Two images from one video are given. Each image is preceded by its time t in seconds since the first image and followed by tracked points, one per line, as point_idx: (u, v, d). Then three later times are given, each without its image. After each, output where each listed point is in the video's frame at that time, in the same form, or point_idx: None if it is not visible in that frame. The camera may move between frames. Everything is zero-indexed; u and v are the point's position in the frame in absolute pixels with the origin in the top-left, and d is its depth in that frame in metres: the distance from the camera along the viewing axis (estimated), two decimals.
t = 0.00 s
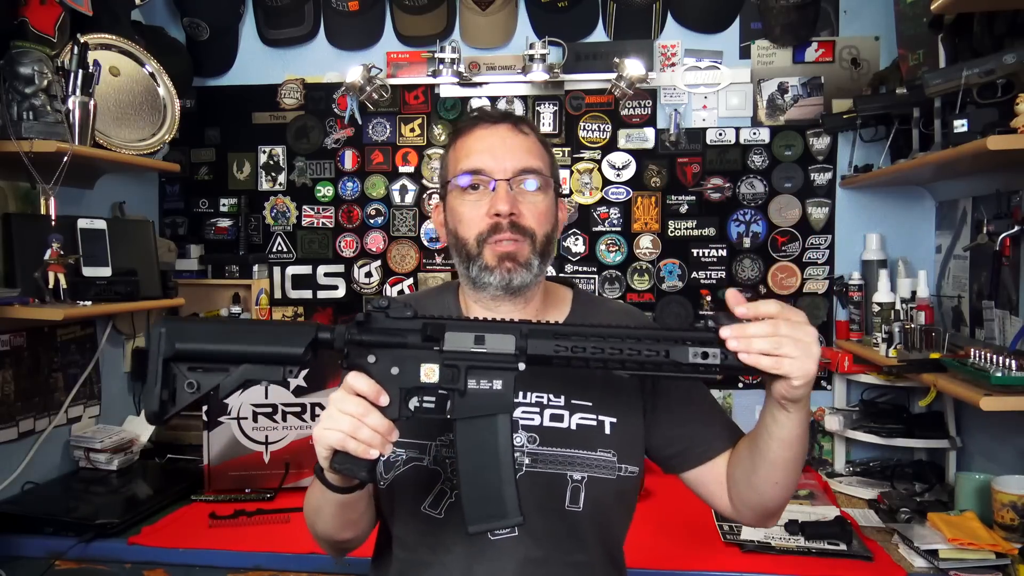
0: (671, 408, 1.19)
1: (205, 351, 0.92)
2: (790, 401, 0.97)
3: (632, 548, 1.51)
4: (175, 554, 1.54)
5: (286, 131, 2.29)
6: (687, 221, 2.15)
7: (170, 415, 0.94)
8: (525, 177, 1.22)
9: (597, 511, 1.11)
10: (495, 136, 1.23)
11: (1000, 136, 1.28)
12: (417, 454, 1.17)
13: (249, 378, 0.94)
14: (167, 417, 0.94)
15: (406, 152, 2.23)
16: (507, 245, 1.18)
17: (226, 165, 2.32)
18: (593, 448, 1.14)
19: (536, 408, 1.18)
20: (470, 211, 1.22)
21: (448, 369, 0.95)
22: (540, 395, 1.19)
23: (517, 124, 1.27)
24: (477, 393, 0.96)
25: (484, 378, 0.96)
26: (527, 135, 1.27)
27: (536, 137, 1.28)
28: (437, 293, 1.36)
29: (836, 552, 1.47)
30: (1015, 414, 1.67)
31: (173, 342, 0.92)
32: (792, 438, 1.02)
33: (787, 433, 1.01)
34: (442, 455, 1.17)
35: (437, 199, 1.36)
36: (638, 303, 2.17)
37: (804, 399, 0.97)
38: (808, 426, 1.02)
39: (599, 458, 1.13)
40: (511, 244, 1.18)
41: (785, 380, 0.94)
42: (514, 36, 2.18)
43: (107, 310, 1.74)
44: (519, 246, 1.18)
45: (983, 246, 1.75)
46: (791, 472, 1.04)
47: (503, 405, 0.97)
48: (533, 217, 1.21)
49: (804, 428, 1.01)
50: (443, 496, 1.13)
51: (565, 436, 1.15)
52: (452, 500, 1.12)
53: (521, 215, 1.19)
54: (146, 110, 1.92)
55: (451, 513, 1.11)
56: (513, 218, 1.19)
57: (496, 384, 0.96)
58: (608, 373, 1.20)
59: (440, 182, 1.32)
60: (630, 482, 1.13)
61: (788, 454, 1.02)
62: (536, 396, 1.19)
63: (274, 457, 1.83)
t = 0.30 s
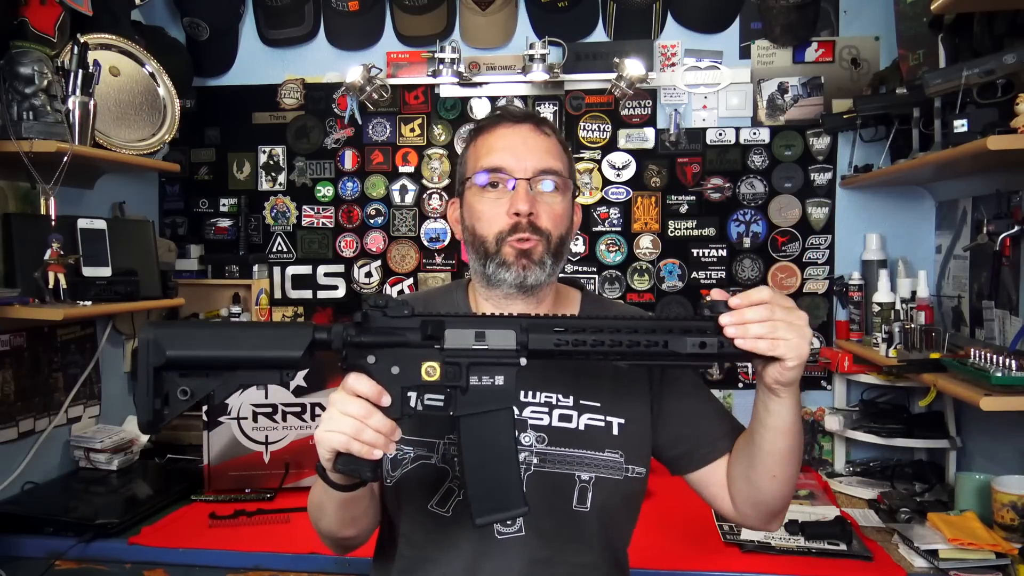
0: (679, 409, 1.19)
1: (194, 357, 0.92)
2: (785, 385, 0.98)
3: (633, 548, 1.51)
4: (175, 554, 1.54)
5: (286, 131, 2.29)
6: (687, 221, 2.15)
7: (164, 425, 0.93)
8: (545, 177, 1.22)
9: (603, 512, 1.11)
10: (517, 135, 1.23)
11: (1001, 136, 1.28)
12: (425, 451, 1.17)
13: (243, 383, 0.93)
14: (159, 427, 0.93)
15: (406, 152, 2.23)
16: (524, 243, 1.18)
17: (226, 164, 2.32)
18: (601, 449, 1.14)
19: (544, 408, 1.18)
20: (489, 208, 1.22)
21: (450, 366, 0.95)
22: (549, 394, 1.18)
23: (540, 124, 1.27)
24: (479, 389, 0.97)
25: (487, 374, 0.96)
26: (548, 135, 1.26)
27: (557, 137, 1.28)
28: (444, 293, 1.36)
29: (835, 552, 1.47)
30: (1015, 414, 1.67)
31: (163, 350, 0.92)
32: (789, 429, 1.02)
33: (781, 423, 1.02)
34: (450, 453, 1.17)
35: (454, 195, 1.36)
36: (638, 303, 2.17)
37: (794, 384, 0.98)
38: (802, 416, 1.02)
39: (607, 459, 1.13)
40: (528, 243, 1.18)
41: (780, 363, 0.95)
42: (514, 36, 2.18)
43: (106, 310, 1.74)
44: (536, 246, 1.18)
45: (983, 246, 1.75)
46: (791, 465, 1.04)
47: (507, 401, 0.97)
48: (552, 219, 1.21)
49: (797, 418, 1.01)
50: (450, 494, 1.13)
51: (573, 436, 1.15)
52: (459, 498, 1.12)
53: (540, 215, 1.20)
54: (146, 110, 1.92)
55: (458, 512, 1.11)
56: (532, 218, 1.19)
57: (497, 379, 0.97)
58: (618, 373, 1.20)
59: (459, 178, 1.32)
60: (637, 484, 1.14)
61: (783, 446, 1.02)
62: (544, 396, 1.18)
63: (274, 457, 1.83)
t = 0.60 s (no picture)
0: (674, 406, 1.20)
1: (199, 363, 0.92)
2: (791, 389, 0.97)
3: (633, 548, 1.51)
4: (175, 554, 1.54)
5: (286, 131, 2.29)
6: (687, 221, 2.15)
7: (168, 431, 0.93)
8: (537, 179, 1.21)
9: (602, 512, 1.11)
10: (508, 137, 1.22)
11: (1001, 136, 1.28)
12: (421, 452, 1.18)
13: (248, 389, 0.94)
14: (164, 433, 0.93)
15: (406, 152, 2.23)
16: (517, 246, 1.17)
17: (226, 164, 2.32)
18: (597, 447, 1.14)
19: (540, 407, 1.18)
20: (480, 211, 1.22)
21: (453, 372, 0.96)
22: (545, 394, 1.19)
23: (531, 127, 1.26)
24: (482, 394, 0.97)
25: (489, 379, 0.96)
26: (539, 137, 1.26)
27: (548, 139, 1.27)
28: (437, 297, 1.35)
29: (835, 552, 1.47)
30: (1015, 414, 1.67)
31: (168, 355, 0.92)
32: (793, 429, 1.01)
33: (785, 424, 1.01)
34: (448, 453, 1.17)
35: (448, 196, 1.36)
36: (638, 303, 2.17)
37: (801, 387, 0.98)
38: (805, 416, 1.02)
39: (603, 457, 1.13)
40: (520, 246, 1.18)
41: (787, 367, 0.94)
42: (514, 36, 2.18)
43: (107, 310, 1.74)
44: (528, 249, 1.18)
45: (983, 246, 1.75)
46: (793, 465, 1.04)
47: (508, 406, 0.97)
48: (544, 222, 1.21)
49: (801, 418, 1.01)
50: (447, 494, 1.13)
51: (569, 435, 1.15)
52: (457, 498, 1.13)
53: (531, 218, 1.19)
54: (146, 110, 1.92)
55: (457, 512, 1.11)
56: (523, 221, 1.19)
57: (501, 384, 0.97)
58: (613, 373, 1.20)
59: (451, 179, 1.32)
60: (634, 481, 1.14)
61: (786, 445, 1.02)
62: (540, 395, 1.19)
63: (274, 457, 1.83)
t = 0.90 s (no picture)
0: (668, 402, 1.19)
1: (189, 374, 0.90)
2: (789, 389, 0.98)
3: (631, 548, 1.51)
4: (175, 554, 1.54)
5: (286, 131, 2.29)
6: (687, 221, 2.15)
7: (160, 443, 0.92)
8: (488, 184, 1.20)
9: (599, 508, 1.11)
10: (457, 146, 1.22)
11: (1001, 136, 1.28)
12: (418, 450, 1.16)
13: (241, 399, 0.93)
14: (154, 445, 0.92)
15: (406, 152, 2.24)
16: (470, 253, 1.18)
17: (226, 164, 2.32)
18: (592, 444, 1.14)
19: (535, 404, 1.17)
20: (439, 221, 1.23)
21: (448, 379, 0.95)
22: (540, 390, 1.18)
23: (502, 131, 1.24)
24: (477, 401, 0.97)
25: (484, 386, 0.96)
26: (493, 139, 1.23)
27: (504, 139, 1.23)
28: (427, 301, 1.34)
29: (836, 552, 1.47)
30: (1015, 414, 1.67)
31: (154, 367, 0.90)
32: (793, 427, 1.01)
33: (786, 422, 1.01)
34: (443, 451, 1.16)
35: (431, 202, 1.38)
36: (638, 303, 2.17)
37: (799, 387, 0.97)
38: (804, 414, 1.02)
39: (599, 454, 1.13)
40: (473, 252, 1.18)
41: (786, 369, 0.94)
42: (514, 36, 2.18)
43: (106, 310, 1.74)
44: (481, 254, 1.18)
45: (983, 246, 1.75)
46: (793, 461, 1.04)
47: (505, 411, 0.97)
48: (496, 225, 1.19)
49: (800, 417, 1.01)
50: (444, 492, 1.13)
51: (565, 432, 1.15)
52: (454, 496, 1.12)
53: (479, 224, 1.18)
54: (146, 110, 1.92)
55: (454, 510, 1.12)
56: (473, 227, 1.18)
57: (496, 391, 0.97)
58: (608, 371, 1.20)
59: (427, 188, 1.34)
60: (630, 478, 1.14)
61: (785, 443, 1.02)
62: (535, 392, 1.18)
63: (274, 457, 1.83)
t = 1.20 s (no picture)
0: (666, 400, 1.19)
1: (187, 380, 0.90)
2: (787, 385, 0.97)
3: (632, 548, 1.51)
4: (175, 554, 1.54)
5: (286, 131, 2.29)
6: (687, 221, 2.15)
7: (157, 451, 0.91)
8: (462, 190, 1.19)
9: (598, 507, 1.11)
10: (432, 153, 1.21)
11: (1001, 136, 1.28)
12: (417, 450, 1.16)
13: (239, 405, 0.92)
14: (151, 453, 0.91)
15: (406, 152, 2.24)
16: (454, 263, 1.19)
17: (226, 164, 2.32)
18: (591, 443, 1.14)
19: (534, 403, 1.17)
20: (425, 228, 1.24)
21: (447, 381, 0.94)
22: (538, 390, 1.18)
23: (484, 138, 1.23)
24: (476, 402, 0.97)
25: (484, 388, 0.97)
26: (466, 143, 1.21)
27: (478, 142, 1.22)
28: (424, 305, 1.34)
29: (836, 552, 1.47)
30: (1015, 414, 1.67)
31: (153, 373, 0.90)
32: (790, 425, 1.01)
33: (784, 420, 1.01)
34: (443, 451, 1.16)
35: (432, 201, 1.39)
36: (638, 303, 2.17)
37: (797, 382, 0.97)
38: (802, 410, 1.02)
39: (597, 452, 1.13)
40: (453, 261, 1.19)
41: (783, 365, 0.94)
42: (514, 36, 2.18)
43: (107, 310, 1.74)
44: (461, 262, 1.18)
45: (983, 246, 1.75)
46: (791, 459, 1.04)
47: (505, 412, 0.98)
48: (472, 230, 1.19)
49: (798, 412, 1.01)
50: (443, 491, 1.13)
51: (564, 430, 1.15)
52: (453, 495, 1.12)
53: (455, 232, 1.18)
54: (146, 110, 1.92)
55: (453, 509, 1.12)
56: (449, 236, 1.19)
57: (495, 392, 0.97)
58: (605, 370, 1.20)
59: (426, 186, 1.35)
60: (630, 477, 1.14)
61: (783, 441, 1.02)
62: (533, 392, 1.18)
63: (274, 457, 1.83)
